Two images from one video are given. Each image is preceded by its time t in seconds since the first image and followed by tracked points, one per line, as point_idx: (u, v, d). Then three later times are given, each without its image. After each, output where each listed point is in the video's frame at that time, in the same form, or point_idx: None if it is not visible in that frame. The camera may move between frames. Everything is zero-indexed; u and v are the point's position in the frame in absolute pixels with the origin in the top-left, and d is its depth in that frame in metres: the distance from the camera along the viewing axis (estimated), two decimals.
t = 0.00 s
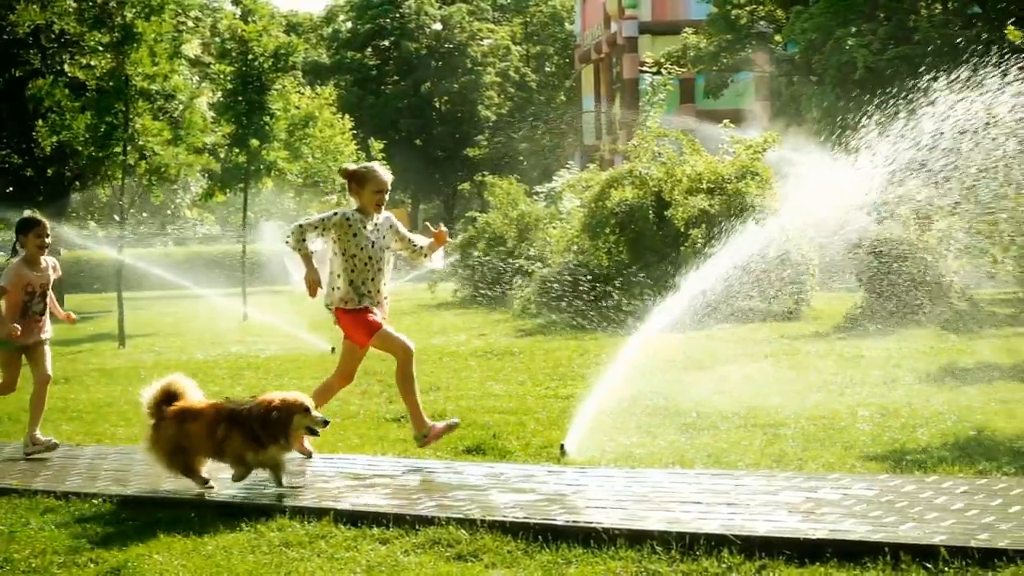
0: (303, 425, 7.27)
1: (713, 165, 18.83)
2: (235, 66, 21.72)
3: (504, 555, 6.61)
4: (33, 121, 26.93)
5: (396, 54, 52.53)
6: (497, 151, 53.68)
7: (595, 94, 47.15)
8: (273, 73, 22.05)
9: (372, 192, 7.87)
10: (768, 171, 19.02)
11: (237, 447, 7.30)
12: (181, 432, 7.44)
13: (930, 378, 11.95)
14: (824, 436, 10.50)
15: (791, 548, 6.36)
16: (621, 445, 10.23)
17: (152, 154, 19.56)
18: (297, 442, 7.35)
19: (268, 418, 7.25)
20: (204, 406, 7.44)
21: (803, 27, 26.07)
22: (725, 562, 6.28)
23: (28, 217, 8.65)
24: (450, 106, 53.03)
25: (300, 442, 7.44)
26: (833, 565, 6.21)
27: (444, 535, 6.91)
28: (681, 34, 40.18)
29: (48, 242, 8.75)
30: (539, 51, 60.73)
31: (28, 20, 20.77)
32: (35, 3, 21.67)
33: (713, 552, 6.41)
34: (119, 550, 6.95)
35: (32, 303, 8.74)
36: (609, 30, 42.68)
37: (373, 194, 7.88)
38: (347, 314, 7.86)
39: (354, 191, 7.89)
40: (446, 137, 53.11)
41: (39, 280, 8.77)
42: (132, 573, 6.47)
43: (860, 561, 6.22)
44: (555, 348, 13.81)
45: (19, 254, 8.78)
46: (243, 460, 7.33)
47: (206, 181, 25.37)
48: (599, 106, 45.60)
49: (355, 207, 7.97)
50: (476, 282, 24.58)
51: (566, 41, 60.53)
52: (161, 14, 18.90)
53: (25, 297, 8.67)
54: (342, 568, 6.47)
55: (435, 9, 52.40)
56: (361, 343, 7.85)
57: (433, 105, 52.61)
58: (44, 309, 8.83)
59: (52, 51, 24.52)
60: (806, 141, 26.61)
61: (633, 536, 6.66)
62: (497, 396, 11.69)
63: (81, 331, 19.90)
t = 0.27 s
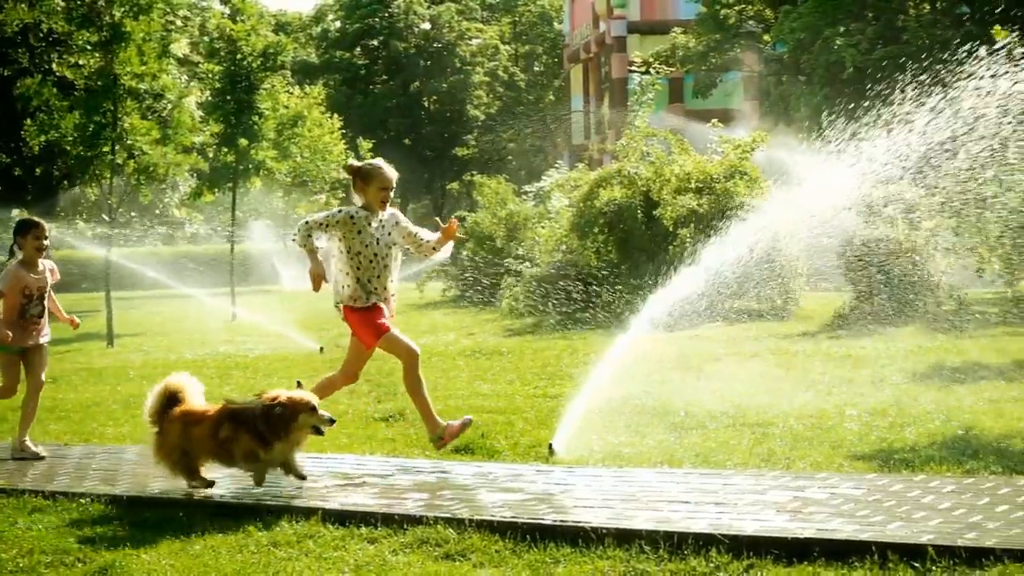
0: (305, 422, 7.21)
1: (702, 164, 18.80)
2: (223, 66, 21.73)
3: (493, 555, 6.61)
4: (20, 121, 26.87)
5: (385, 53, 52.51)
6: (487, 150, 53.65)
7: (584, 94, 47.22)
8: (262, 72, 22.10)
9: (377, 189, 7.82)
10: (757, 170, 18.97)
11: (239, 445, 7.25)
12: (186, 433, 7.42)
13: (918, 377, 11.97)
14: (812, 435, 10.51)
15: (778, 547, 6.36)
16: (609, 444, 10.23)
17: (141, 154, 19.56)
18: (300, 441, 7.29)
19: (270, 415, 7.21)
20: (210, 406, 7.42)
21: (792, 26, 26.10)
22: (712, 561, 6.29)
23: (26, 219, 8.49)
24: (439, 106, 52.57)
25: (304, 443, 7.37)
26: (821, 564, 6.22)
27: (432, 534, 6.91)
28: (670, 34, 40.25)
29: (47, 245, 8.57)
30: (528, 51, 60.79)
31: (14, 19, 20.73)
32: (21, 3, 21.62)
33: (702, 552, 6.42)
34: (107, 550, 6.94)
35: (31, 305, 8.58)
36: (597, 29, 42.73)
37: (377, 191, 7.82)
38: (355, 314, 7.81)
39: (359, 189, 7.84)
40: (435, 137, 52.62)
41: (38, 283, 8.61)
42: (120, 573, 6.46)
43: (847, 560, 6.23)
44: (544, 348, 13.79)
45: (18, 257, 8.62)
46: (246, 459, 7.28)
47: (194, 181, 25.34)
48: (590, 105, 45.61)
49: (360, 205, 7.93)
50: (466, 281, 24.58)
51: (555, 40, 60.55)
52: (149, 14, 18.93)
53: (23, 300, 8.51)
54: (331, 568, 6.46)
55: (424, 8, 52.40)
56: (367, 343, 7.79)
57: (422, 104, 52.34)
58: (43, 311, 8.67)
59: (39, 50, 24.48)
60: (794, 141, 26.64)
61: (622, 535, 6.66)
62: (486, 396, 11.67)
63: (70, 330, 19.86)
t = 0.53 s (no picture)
0: (312, 423, 7.17)
1: (692, 164, 18.79)
2: (213, 65, 21.76)
3: (484, 554, 6.59)
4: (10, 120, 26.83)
5: (375, 53, 52.52)
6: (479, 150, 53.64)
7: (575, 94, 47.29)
8: (252, 71, 22.05)
9: (381, 187, 7.79)
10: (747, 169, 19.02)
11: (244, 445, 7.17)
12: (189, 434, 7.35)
13: (907, 376, 11.99)
14: (802, 435, 10.52)
15: (769, 546, 6.36)
16: (600, 443, 10.25)
17: (131, 154, 19.55)
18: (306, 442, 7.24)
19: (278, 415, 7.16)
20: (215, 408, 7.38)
21: (782, 25, 26.14)
22: (702, 561, 6.29)
23: (24, 220, 8.47)
24: (429, 105, 52.43)
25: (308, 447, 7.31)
26: (811, 563, 6.22)
27: (422, 534, 6.91)
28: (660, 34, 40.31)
29: (46, 246, 8.55)
30: (519, 51, 60.82)
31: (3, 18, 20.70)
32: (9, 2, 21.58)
33: (692, 551, 6.42)
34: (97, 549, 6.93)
35: (30, 308, 8.56)
36: (587, 30, 42.78)
37: (382, 190, 7.80)
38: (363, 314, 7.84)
39: (363, 187, 7.83)
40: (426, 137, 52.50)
41: (36, 284, 8.59)
42: (110, 573, 6.46)
43: (837, 560, 6.23)
44: (534, 348, 13.79)
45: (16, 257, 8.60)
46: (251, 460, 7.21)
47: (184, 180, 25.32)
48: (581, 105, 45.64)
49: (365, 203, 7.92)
50: (456, 281, 24.59)
51: (545, 40, 60.57)
52: (139, 13, 18.75)
53: (21, 302, 8.50)
54: (321, 567, 6.45)
55: (415, 8, 52.47)
56: (374, 344, 7.83)
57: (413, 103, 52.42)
58: (42, 312, 8.67)
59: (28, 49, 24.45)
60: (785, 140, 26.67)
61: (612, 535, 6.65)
62: (477, 395, 11.66)
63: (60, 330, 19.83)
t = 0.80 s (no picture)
0: (324, 423, 7.16)
1: (680, 163, 18.82)
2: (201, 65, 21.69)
3: (472, 554, 6.58)
4: None
5: (365, 53, 52.48)
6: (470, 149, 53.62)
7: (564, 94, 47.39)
8: (240, 71, 22.01)
9: (388, 186, 7.64)
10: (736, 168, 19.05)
11: (256, 446, 7.12)
12: (196, 437, 7.27)
13: (897, 376, 12.00)
14: (791, 434, 10.53)
15: (756, 544, 6.36)
16: (589, 443, 10.24)
17: (119, 153, 19.53)
18: (317, 443, 7.23)
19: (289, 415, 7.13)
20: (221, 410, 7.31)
21: (771, 25, 26.41)
22: (690, 560, 6.29)
23: (24, 222, 8.46)
24: (418, 104, 52.29)
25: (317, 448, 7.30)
26: (798, 562, 6.22)
27: (411, 534, 6.90)
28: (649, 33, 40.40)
29: (46, 248, 8.56)
30: (508, 50, 60.76)
31: None
32: None
33: (680, 550, 6.41)
34: (84, 549, 6.93)
35: (27, 312, 8.55)
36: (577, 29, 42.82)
37: (389, 189, 7.64)
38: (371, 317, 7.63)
39: (369, 187, 7.67)
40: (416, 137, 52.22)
41: (33, 288, 8.59)
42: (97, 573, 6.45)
43: (824, 559, 6.24)
44: (523, 347, 13.78)
45: (15, 260, 8.60)
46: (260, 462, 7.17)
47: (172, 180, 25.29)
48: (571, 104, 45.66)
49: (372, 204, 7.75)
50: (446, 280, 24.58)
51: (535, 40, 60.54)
52: (127, 12, 19.04)
53: (19, 306, 8.49)
54: (309, 567, 6.44)
55: (404, 7, 52.42)
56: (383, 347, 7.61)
57: (402, 103, 52.31)
58: (39, 316, 8.66)
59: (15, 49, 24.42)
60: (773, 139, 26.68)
61: (600, 534, 6.64)
62: (466, 395, 11.65)
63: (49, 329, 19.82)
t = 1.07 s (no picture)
0: (335, 428, 6.89)
1: (668, 163, 18.89)
2: (189, 66, 21.73)
3: (460, 554, 6.58)
4: None
5: (353, 52, 52.46)
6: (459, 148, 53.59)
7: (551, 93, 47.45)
8: (228, 70, 21.98)
9: (392, 188, 7.47)
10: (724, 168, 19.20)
11: (263, 452, 6.86)
12: (199, 440, 7.00)
13: (884, 375, 12.02)
14: (779, 433, 10.55)
15: (744, 544, 6.36)
16: (576, 443, 10.24)
17: (107, 152, 19.51)
18: (326, 449, 6.96)
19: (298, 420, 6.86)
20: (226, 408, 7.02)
21: (759, 25, 26.41)
22: (678, 559, 6.29)
23: (23, 221, 8.39)
24: (406, 104, 52.25)
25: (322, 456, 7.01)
26: (786, 561, 6.23)
27: (398, 533, 6.90)
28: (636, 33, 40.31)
29: (45, 248, 8.46)
30: (496, 50, 60.63)
31: None
32: None
33: (667, 550, 6.42)
34: (73, 549, 6.92)
35: (24, 313, 8.45)
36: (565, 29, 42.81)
37: (394, 190, 7.47)
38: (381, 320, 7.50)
39: (374, 188, 7.50)
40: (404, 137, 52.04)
41: (30, 289, 8.47)
42: (85, 573, 6.44)
43: (812, 558, 6.24)
44: (511, 347, 13.78)
45: (14, 260, 8.50)
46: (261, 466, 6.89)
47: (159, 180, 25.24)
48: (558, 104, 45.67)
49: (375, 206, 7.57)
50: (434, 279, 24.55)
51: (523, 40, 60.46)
52: (117, 10, 19.01)
53: (15, 305, 8.38)
54: (297, 567, 6.44)
55: (392, 7, 52.40)
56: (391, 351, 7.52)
57: (389, 102, 52.28)
58: (35, 318, 8.55)
59: None
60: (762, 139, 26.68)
61: (588, 534, 6.65)
62: (454, 394, 11.65)
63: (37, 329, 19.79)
